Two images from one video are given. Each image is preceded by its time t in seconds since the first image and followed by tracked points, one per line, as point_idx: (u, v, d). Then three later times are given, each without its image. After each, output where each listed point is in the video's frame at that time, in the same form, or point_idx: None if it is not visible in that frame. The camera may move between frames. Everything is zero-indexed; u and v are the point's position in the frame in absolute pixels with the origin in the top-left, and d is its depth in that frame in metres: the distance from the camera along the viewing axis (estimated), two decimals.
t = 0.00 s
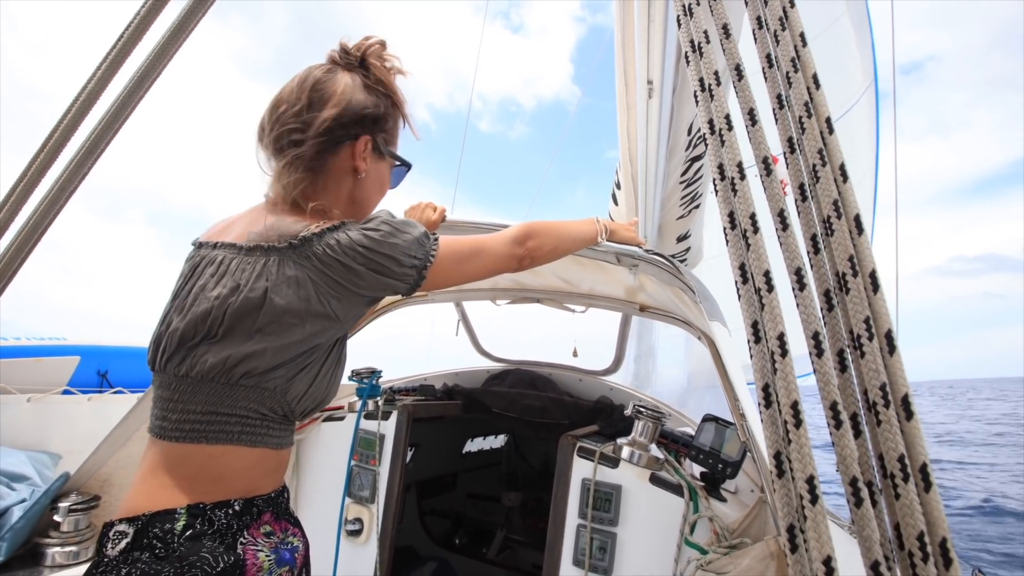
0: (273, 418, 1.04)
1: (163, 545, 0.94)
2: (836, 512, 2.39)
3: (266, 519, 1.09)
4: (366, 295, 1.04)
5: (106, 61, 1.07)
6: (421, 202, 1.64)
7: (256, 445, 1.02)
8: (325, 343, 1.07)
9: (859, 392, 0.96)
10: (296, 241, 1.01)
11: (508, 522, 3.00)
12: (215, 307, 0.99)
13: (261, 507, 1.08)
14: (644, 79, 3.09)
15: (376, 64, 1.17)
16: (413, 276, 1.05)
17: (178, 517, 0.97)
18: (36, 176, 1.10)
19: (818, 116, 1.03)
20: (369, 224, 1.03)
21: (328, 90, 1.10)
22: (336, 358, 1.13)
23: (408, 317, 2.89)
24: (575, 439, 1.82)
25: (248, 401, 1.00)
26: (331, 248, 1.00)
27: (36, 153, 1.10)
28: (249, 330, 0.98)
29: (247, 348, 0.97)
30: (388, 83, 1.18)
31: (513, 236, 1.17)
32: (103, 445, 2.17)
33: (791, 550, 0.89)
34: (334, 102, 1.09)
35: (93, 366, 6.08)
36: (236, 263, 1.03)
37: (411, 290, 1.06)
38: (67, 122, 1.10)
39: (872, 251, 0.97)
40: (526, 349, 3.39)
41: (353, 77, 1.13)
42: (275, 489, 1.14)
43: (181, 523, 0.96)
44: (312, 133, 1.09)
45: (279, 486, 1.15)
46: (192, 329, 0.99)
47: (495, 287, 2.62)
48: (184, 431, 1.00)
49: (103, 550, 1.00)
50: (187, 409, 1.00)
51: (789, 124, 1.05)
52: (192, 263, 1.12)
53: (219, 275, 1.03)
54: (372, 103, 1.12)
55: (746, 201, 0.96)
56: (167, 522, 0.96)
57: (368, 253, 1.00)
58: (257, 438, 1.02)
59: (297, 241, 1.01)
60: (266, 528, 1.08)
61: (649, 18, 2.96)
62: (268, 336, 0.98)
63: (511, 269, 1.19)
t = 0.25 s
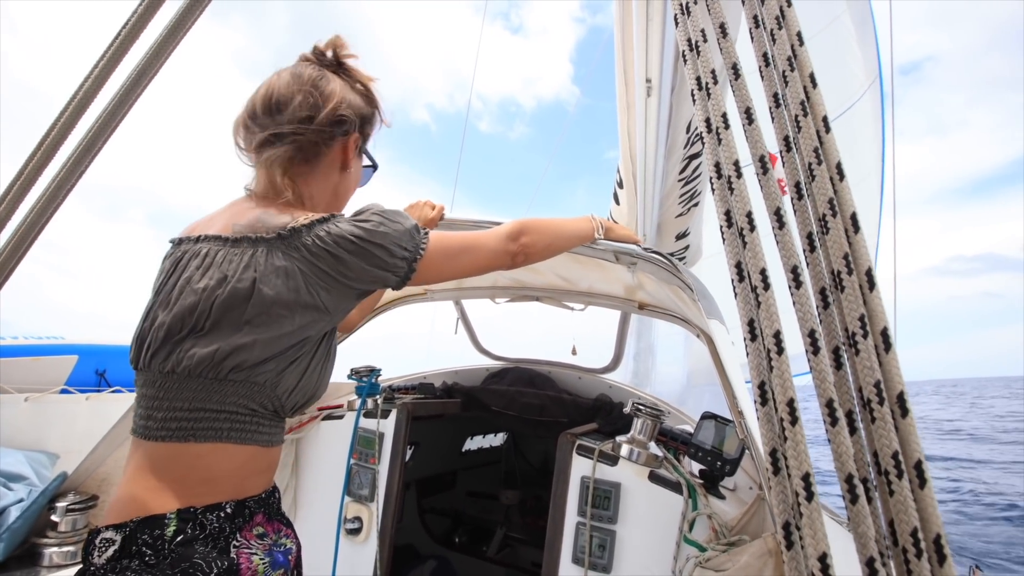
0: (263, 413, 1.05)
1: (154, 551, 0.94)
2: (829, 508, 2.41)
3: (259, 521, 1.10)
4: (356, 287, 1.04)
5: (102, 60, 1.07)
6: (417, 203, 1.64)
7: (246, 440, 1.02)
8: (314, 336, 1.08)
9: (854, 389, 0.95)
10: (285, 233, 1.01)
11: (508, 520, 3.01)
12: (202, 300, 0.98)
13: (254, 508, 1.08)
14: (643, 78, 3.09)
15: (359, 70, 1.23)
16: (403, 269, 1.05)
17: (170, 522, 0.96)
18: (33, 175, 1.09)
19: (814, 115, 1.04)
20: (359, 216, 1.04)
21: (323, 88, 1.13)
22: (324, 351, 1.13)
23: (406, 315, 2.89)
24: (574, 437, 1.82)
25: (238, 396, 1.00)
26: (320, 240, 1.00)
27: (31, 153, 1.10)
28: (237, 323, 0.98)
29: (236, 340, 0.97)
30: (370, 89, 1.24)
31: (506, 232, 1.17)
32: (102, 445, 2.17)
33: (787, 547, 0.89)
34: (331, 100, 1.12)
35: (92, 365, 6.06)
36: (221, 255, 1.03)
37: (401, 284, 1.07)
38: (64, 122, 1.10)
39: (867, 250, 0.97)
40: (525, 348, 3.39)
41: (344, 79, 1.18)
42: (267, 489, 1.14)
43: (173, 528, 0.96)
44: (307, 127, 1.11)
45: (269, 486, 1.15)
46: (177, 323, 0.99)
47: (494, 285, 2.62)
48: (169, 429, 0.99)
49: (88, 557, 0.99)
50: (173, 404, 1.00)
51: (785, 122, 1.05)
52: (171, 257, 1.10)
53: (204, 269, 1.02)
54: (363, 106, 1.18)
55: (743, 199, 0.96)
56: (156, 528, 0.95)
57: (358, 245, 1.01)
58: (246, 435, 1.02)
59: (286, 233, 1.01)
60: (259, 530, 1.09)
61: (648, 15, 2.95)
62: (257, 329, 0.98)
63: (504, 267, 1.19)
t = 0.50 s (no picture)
0: (255, 410, 1.04)
1: (148, 551, 0.95)
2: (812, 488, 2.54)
3: (254, 518, 1.09)
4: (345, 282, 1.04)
5: (96, 60, 1.07)
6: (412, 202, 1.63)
7: (239, 438, 1.02)
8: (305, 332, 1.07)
9: (844, 387, 0.95)
10: (273, 227, 1.01)
11: (506, 518, 3.00)
12: (191, 297, 0.98)
13: (248, 505, 1.08)
14: (640, 76, 3.07)
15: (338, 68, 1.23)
16: (393, 263, 1.05)
17: (165, 520, 0.97)
18: (28, 173, 1.09)
19: (805, 114, 1.04)
20: (347, 211, 1.04)
21: (305, 84, 1.13)
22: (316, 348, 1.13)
23: (404, 314, 2.89)
24: (570, 436, 1.82)
25: (229, 393, 1.00)
26: (308, 235, 1.00)
27: (25, 152, 1.09)
28: (226, 319, 0.98)
29: (225, 336, 0.97)
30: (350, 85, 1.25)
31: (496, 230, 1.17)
32: (99, 444, 2.17)
33: (777, 544, 0.89)
34: (313, 95, 1.12)
35: (90, 364, 6.05)
36: (209, 251, 1.03)
37: (392, 279, 1.06)
38: (59, 120, 1.10)
39: (856, 248, 0.97)
40: (524, 347, 3.38)
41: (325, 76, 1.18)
42: (261, 487, 1.14)
43: (167, 526, 0.96)
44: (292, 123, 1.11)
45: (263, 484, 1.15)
46: (167, 320, 0.99)
47: (491, 284, 2.62)
48: (161, 427, 0.99)
49: (85, 556, 1.00)
50: (163, 401, 1.00)
51: (777, 120, 1.06)
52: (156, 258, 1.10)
53: (192, 265, 1.02)
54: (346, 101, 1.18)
55: (733, 198, 0.96)
56: (151, 527, 0.95)
57: (346, 239, 1.00)
58: (239, 432, 1.01)
59: (273, 227, 1.01)
60: (255, 528, 1.09)
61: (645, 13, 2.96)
62: (246, 325, 0.98)
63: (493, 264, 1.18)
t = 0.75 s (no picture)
0: (252, 402, 1.04)
1: (149, 544, 0.95)
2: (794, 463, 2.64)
3: (255, 513, 1.08)
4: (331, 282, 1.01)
5: (92, 56, 1.07)
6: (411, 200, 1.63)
7: (235, 430, 1.01)
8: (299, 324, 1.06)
9: (843, 383, 0.95)
10: (257, 225, 0.99)
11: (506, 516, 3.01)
12: (179, 294, 0.98)
13: (248, 501, 1.07)
14: (639, 73, 3.07)
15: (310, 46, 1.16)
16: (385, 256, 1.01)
17: (166, 515, 0.97)
18: (26, 171, 1.09)
19: (804, 108, 1.03)
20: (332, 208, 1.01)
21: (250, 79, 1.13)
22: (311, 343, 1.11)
23: (403, 313, 2.88)
24: (570, 434, 1.82)
25: (222, 386, 0.99)
26: (291, 232, 0.97)
27: (23, 150, 1.09)
28: (212, 317, 0.97)
29: (211, 333, 0.96)
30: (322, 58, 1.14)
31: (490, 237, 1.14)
32: (99, 442, 2.16)
33: (775, 540, 0.89)
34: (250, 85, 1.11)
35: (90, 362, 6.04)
36: (198, 248, 1.02)
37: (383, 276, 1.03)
38: (56, 117, 1.09)
39: (856, 243, 0.97)
40: (524, 344, 3.37)
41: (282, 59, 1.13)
42: (262, 484, 1.13)
43: (167, 521, 0.96)
44: (249, 117, 1.11)
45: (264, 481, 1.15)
46: (156, 319, 0.99)
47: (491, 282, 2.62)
48: (158, 422, 1.00)
49: (89, 550, 1.01)
50: (158, 396, 1.00)
51: (776, 115, 1.06)
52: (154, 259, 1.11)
53: (183, 263, 1.02)
54: (298, 76, 1.09)
55: (732, 193, 0.96)
56: (153, 521, 0.96)
57: (328, 236, 0.97)
58: (235, 425, 1.01)
59: (257, 225, 0.99)
60: (256, 523, 1.08)
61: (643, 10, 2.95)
62: (232, 322, 0.97)
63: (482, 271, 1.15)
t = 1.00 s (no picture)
0: (234, 409, 1.01)
1: (144, 542, 0.95)
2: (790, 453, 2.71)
3: (254, 511, 1.06)
4: (298, 294, 0.97)
5: (93, 56, 1.06)
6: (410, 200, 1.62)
7: (214, 436, 0.99)
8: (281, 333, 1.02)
9: (854, 377, 0.95)
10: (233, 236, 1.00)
11: (508, 514, 3.01)
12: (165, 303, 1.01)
13: (245, 499, 1.05)
14: (640, 70, 2.93)
15: (270, 42, 1.17)
16: (361, 269, 0.97)
17: (160, 513, 0.98)
18: (28, 171, 1.09)
19: (812, 101, 1.03)
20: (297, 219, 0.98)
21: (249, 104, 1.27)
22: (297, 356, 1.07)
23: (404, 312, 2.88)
24: (573, 432, 1.82)
25: (199, 393, 0.98)
26: (253, 242, 0.96)
27: (24, 150, 1.09)
28: (186, 327, 0.98)
29: (183, 342, 0.97)
30: (266, 52, 1.13)
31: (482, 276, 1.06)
32: (103, 442, 2.17)
33: (787, 537, 0.90)
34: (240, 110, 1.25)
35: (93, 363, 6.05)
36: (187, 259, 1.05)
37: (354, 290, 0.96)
38: (57, 117, 1.09)
39: (867, 237, 0.96)
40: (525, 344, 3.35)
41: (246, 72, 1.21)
42: (260, 484, 1.10)
43: (162, 519, 0.97)
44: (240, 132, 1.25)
45: (266, 481, 1.12)
46: (144, 331, 1.04)
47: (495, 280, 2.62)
48: (147, 426, 1.02)
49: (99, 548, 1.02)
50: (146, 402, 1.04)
51: (783, 108, 1.05)
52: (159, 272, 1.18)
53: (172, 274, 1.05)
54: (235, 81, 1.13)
55: (740, 187, 0.95)
56: (149, 519, 0.97)
57: (286, 245, 0.94)
58: (216, 430, 0.99)
59: (226, 234, 0.99)
60: (256, 521, 1.06)
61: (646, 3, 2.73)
62: (203, 331, 0.97)
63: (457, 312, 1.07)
